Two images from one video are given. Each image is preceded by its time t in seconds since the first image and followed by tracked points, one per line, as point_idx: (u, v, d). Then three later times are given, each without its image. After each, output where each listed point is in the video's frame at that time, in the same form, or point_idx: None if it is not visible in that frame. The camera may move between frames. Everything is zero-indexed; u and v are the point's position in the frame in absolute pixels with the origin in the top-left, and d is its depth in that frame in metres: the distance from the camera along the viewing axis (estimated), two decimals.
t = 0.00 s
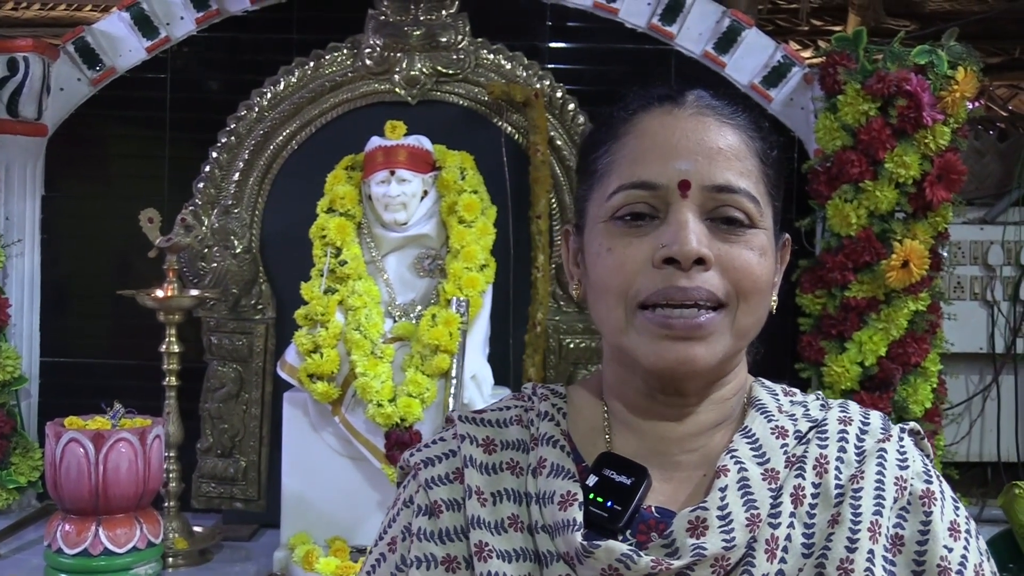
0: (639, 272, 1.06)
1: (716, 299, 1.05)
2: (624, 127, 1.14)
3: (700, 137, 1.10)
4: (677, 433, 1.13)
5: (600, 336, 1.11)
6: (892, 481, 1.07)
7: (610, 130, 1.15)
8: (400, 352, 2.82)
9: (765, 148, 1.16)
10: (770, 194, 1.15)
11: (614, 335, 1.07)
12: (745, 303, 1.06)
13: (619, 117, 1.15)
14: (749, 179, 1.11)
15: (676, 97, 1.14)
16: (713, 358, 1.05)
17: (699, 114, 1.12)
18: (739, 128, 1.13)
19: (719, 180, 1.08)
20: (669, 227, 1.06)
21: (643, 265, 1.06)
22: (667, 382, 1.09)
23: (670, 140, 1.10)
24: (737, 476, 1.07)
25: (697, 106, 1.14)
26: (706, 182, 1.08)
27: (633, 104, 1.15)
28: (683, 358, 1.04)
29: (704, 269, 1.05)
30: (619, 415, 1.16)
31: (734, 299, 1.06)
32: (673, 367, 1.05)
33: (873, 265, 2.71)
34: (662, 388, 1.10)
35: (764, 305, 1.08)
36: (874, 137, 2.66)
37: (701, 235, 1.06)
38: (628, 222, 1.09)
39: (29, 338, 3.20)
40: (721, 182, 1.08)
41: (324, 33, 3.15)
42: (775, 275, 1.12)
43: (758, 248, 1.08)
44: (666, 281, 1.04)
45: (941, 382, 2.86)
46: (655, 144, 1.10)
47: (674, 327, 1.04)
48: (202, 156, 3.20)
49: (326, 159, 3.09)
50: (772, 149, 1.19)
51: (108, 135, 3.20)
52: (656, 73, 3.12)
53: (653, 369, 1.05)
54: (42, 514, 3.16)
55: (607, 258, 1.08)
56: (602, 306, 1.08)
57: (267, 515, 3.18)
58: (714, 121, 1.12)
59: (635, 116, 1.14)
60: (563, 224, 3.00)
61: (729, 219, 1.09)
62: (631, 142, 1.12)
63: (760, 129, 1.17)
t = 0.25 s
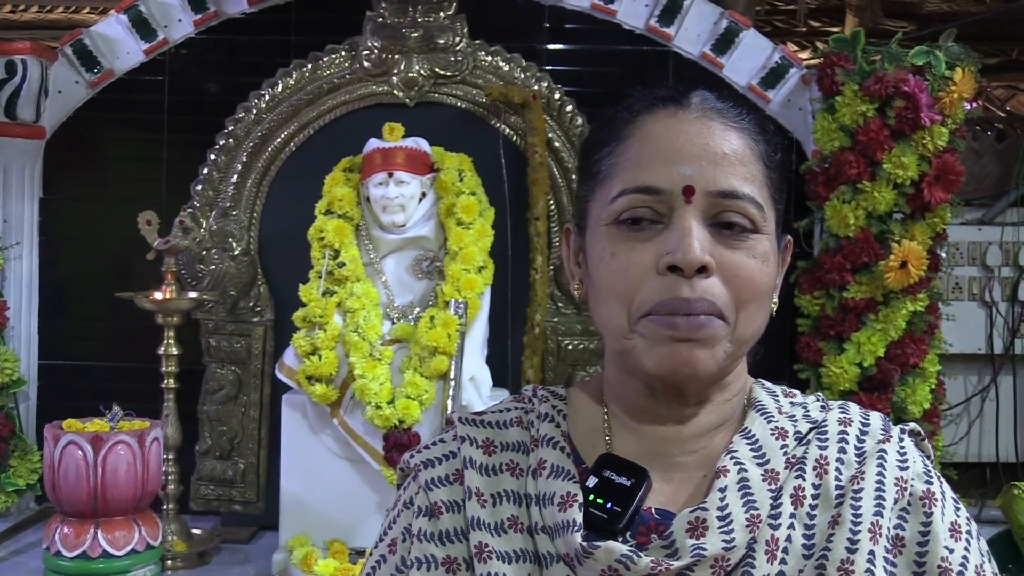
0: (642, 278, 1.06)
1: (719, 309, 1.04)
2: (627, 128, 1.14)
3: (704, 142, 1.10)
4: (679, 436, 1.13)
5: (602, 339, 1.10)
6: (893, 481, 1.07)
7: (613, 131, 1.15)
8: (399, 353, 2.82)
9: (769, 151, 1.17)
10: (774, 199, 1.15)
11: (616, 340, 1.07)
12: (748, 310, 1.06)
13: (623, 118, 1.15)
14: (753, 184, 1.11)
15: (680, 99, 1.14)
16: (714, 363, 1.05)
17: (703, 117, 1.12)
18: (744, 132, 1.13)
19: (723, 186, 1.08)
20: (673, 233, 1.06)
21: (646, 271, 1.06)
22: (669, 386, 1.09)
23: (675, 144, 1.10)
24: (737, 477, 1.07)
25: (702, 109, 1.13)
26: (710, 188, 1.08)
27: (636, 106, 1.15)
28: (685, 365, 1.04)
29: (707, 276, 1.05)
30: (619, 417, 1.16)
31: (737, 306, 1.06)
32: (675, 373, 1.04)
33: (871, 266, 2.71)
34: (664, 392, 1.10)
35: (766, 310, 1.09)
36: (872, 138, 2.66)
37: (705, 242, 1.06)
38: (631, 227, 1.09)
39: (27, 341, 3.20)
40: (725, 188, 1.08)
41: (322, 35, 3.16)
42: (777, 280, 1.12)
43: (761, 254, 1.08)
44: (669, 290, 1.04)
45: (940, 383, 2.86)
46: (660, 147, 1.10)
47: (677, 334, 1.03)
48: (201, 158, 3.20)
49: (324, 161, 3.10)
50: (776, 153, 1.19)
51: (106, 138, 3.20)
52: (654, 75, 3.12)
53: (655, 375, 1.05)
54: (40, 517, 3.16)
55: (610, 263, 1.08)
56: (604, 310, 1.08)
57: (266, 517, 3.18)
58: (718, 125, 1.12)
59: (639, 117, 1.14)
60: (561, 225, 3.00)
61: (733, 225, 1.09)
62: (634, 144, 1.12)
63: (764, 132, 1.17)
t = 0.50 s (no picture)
0: (640, 273, 1.06)
1: (718, 305, 1.05)
2: (635, 124, 1.14)
3: (710, 140, 1.10)
4: (678, 437, 1.13)
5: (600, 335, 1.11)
6: (892, 484, 1.07)
7: (621, 126, 1.15)
8: (398, 355, 2.82)
9: (777, 153, 1.16)
10: (779, 201, 1.15)
11: (614, 336, 1.07)
12: (747, 309, 1.06)
13: (632, 114, 1.15)
14: (757, 185, 1.10)
15: (689, 97, 1.14)
16: (711, 362, 1.05)
17: (712, 115, 1.12)
18: (751, 132, 1.13)
19: (727, 185, 1.08)
20: (674, 229, 1.06)
21: (645, 266, 1.06)
22: (667, 384, 1.09)
23: (680, 142, 1.10)
24: (736, 480, 1.07)
25: (710, 107, 1.13)
26: (714, 186, 1.08)
27: (646, 102, 1.15)
28: (682, 362, 1.04)
29: (706, 274, 1.05)
30: (620, 422, 1.16)
31: (736, 305, 1.06)
32: (671, 370, 1.05)
33: (870, 266, 2.71)
34: (662, 389, 1.10)
35: (766, 311, 1.08)
36: (870, 138, 2.65)
37: (705, 240, 1.06)
38: (632, 221, 1.09)
39: (26, 342, 3.19)
40: (729, 187, 1.08)
41: (320, 37, 3.16)
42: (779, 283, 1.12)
43: (762, 255, 1.08)
44: (667, 285, 1.04)
45: (938, 383, 2.86)
46: (666, 144, 1.10)
47: (673, 330, 1.03)
48: (199, 160, 3.20)
49: (323, 162, 3.10)
50: (784, 156, 1.19)
51: (104, 140, 3.20)
52: (652, 76, 3.12)
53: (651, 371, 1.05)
54: (39, 519, 3.16)
55: (610, 257, 1.08)
56: (603, 304, 1.08)
57: (265, 519, 3.18)
58: (725, 124, 1.12)
59: (648, 113, 1.14)
60: (560, 226, 3.00)
61: (735, 224, 1.09)
62: (641, 140, 1.12)
63: (773, 135, 1.17)
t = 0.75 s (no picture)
0: (647, 268, 1.06)
1: (725, 299, 1.05)
2: (640, 124, 1.14)
3: (717, 137, 1.11)
4: (678, 439, 1.14)
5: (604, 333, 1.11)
6: (893, 487, 1.07)
7: (626, 125, 1.15)
8: (397, 356, 2.81)
9: (780, 155, 1.18)
10: (783, 202, 1.15)
11: (618, 331, 1.07)
12: (754, 305, 1.06)
13: (637, 113, 1.15)
14: (764, 183, 1.11)
15: (695, 97, 1.14)
16: (718, 356, 1.05)
17: (718, 114, 1.13)
18: (756, 132, 1.14)
19: (734, 181, 1.09)
20: (681, 224, 1.06)
21: (652, 261, 1.06)
22: (671, 381, 1.09)
23: (688, 139, 1.10)
24: (736, 484, 1.07)
25: (716, 107, 1.14)
26: (721, 182, 1.08)
27: (652, 102, 1.16)
28: (689, 356, 1.04)
29: (714, 268, 1.05)
30: (621, 425, 1.16)
31: (744, 300, 1.06)
32: (678, 364, 1.04)
33: (869, 268, 2.71)
34: (666, 387, 1.11)
35: (772, 309, 1.09)
36: (870, 140, 2.66)
37: (713, 234, 1.06)
38: (639, 216, 1.09)
39: (25, 344, 3.19)
40: (736, 184, 1.09)
41: (320, 39, 3.16)
42: (783, 282, 1.12)
43: (769, 251, 1.08)
44: (676, 278, 1.04)
45: (938, 385, 2.86)
46: (673, 141, 1.11)
47: (682, 324, 1.03)
48: (199, 161, 3.20)
49: (323, 164, 3.10)
50: (786, 159, 1.20)
51: (104, 141, 3.20)
52: (651, 78, 3.13)
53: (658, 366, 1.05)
54: (38, 520, 3.16)
55: (616, 252, 1.08)
56: (608, 300, 1.08)
57: (264, 520, 3.18)
58: (732, 123, 1.13)
59: (653, 112, 1.14)
60: (560, 228, 3.00)
61: (742, 221, 1.09)
62: (647, 137, 1.12)
63: (776, 137, 1.18)
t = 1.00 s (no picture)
0: (650, 273, 1.06)
1: (727, 303, 1.05)
2: (643, 128, 1.15)
3: (720, 141, 1.11)
4: (681, 442, 1.14)
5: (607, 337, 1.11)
6: (895, 489, 1.08)
7: (628, 129, 1.16)
8: (397, 358, 2.81)
9: (783, 158, 1.18)
10: (786, 205, 1.16)
11: (621, 336, 1.08)
12: (755, 309, 1.07)
13: (640, 117, 1.15)
14: (766, 187, 1.12)
15: (698, 100, 1.15)
16: (719, 361, 1.05)
17: (721, 118, 1.13)
18: (759, 136, 1.14)
19: (737, 186, 1.09)
20: (684, 228, 1.07)
21: (655, 266, 1.06)
22: (674, 383, 1.10)
23: (690, 143, 1.11)
24: (738, 485, 1.07)
25: (719, 111, 1.14)
26: (724, 186, 1.09)
27: (655, 106, 1.16)
28: (691, 361, 1.04)
29: (716, 273, 1.05)
30: (625, 426, 1.17)
31: (746, 305, 1.06)
32: (679, 369, 1.05)
33: (869, 270, 2.72)
34: (669, 389, 1.11)
35: (774, 313, 1.09)
36: (869, 143, 2.66)
37: (716, 239, 1.06)
38: (642, 221, 1.10)
39: (25, 344, 3.20)
40: (739, 188, 1.09)
41: (320, 40, 3.16)
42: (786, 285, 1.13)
43: (771, 256, 1.09)
44: (678, 284, 1.04)
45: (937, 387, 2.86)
46: (676, 146, 1.11)
47: (683, 329, 1.04)
48: (199, 162, 3.20)
49: (323, 165, 3.10)
50: (789, 161, 1.20)
51: (104, 142, 3.21)
52: (652, 79, 3.13)
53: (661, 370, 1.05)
54: (38, 520, 3.16)
55: (619, 256, 1.09)
56: (612, 304, 1.08)
57: (264, 521, 3.18)
58: (734, 127, 1.13)
59: (656, 117, 1.15)
60: (560, 230, 3.00)
61: (744, 224, 1.10)
62: (649, 142, 1.13)
63: (779, 140, 1.18)
